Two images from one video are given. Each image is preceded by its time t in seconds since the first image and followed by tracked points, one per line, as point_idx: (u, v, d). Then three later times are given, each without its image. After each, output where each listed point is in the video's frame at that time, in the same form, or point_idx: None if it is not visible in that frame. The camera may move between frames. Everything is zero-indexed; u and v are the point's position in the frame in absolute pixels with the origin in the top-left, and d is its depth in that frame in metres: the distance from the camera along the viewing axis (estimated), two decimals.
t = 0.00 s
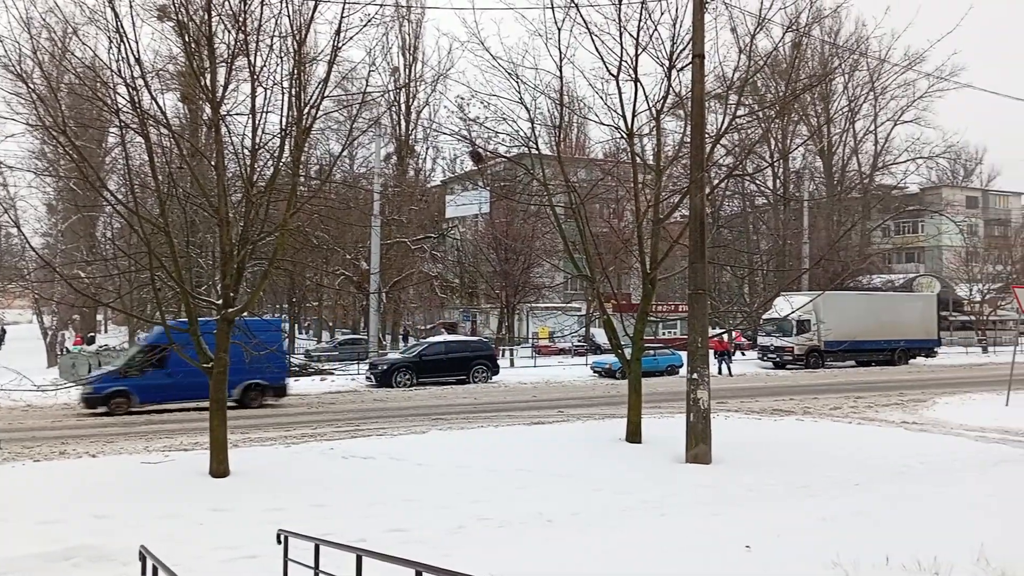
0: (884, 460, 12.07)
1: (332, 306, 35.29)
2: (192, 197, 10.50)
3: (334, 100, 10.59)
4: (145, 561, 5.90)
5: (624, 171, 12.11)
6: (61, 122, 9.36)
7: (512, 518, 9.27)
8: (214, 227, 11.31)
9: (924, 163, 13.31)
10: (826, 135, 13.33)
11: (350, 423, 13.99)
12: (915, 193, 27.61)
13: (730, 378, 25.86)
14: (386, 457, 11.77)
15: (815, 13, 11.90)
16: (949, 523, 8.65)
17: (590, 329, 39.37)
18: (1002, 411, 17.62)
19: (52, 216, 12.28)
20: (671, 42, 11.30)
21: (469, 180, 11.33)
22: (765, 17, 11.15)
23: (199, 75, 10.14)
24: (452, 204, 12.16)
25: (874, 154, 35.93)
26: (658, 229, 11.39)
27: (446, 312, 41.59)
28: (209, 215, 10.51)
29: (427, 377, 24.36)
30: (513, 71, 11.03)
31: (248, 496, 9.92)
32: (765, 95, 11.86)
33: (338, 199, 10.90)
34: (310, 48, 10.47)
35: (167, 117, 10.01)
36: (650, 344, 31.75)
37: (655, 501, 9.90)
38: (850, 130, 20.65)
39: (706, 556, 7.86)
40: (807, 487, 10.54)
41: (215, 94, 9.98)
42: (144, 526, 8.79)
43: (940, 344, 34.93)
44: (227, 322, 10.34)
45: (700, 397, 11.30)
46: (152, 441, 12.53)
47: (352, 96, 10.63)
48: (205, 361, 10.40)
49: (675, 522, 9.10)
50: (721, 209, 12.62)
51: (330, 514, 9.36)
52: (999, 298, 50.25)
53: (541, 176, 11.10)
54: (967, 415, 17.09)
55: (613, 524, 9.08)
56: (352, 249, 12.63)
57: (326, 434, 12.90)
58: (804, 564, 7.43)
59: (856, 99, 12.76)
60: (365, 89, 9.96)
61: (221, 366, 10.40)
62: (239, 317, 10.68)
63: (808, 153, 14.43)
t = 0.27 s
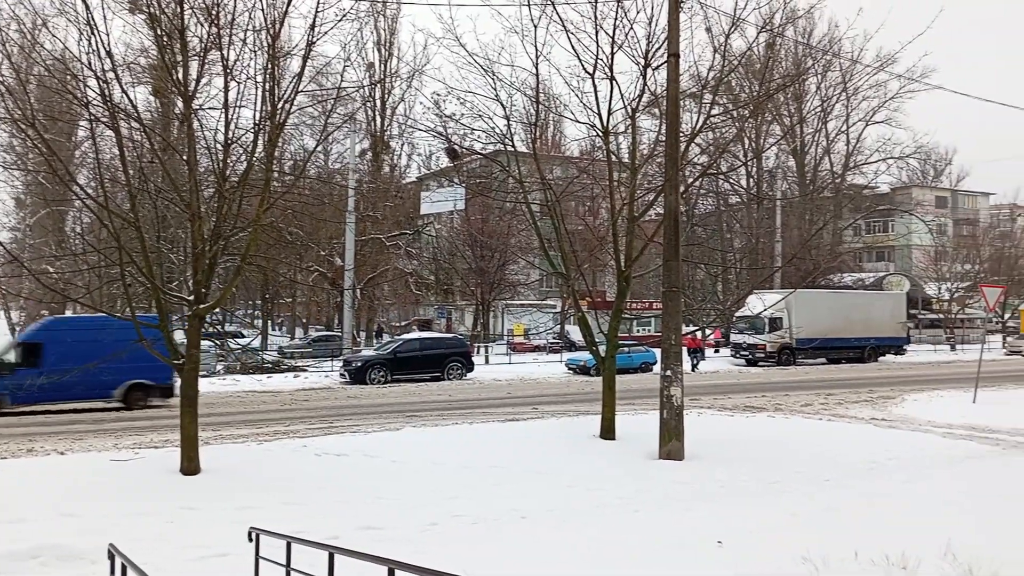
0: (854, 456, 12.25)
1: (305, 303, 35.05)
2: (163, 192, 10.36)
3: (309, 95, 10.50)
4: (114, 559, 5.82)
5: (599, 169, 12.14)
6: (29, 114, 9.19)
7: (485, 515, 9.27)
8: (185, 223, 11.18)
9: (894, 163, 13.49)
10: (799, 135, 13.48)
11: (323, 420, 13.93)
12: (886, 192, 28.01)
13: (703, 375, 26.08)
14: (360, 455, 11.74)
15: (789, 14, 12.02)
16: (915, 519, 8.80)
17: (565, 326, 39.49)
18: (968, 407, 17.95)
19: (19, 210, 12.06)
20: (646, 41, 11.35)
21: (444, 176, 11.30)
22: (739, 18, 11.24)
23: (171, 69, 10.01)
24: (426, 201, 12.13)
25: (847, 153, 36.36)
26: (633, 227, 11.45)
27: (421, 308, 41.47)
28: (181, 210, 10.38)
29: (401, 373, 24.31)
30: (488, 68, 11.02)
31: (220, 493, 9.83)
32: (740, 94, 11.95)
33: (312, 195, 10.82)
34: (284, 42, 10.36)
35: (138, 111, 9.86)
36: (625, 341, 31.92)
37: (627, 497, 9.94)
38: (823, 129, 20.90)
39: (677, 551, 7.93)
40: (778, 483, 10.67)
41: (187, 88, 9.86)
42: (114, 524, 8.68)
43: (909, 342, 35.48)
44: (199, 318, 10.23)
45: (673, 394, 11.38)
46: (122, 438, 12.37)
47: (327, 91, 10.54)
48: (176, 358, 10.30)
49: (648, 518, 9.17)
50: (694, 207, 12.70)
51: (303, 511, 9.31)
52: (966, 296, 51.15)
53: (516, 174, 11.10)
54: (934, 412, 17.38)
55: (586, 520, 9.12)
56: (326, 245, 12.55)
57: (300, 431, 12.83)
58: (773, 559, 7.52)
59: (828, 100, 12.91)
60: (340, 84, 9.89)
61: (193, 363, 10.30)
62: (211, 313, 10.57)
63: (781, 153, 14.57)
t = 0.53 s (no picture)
0: (820, 453, 12.42)
1: (274, 300, 34.72)
2: (128, 188, 10.18)
3: (278, 90, 10.37)
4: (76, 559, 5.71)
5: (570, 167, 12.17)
6: None
7: (455, 514, 9.25)
8: (151, 219, 11.00)
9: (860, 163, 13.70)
10: (767, 135, 13.63)
11: (292, 419, 13.81)
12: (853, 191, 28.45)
13: (673, 373, 26.31)
14: (329, 453, 11.66)
15: (758, 14, 12.14)
16: (879, 514, 8.93)
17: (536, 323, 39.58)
18: (931, 404, 18.31)
19: None
20: (617, 40, 11.39)
21: (415, 174, 11.25)
22: (709, 18, 11.34)
23: (137, 62, 9.83)
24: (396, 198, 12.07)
25: (814, 153, 36.87)
26: (603, 226, 11.49)
27: (392, 306, 41.30)
28: (147, 206, 10.20)
29: (370, 372, 24.19)
30: (458, 65, 10.99)
31: (187, 493, 9.70)
32: (709, 94, 12.05)
33: (282, 191, 10.70)
34: (253, 37, 10.22)
35: (103, 105, 9.67)
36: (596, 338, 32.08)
37: (597, 495, 9.98)
38: (791, 129, 21.16)
39: (646, 548, 7.97)
40: (746, 479, 10.78)
41: (153, 82, 9.69)
42: (78, 524, 8.53)
43: (874, 340, 36.09)
44: (165, 316, 10.07)
45: (642, 391, 11.45)
46: (86, 438, 12.15)
47: (296, 87, 10.43)
48: (141, 356, 10.13)
49: (617, 515, 9.22)
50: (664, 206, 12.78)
51: (271, 511, 9.22)
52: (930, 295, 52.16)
53: (487, 172, 11.08)
54: (898, 409, 17.70)
55: (556, 518, 9.13)
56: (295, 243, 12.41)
57: (268, 430, 12.70)
58: (740, 554, 7.60)
59: (796, 100, 13.07)
60: (309, 80, 9.78)
61: (158, 361, 10.14)
62: (177, 311, 10.41)
63: (749, 152, 14.73)
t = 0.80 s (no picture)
0: (789, 452, 12.57)
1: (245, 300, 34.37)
2: (95, 186, 10.00)
3: (249, 88, 10.25)
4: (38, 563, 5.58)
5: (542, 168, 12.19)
6: None
7: (427, 515, 9.20)
8: (118, 217, 10.81)
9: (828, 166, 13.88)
10: (738, 138, 13.77)
11: (262, 420, 13.67)
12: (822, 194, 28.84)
13: (645, 373, 26.46)
14: (300, 455, 11.57)
15: (729, 18, 12.26)
16: (847, 513, 9.05)
17: (509, 324, 39.62)
18: (897, 404, 18.63)
19: None
20: (590, 42, 11.44)
21: (387, 173, 11.19)
22: (681, 21, 11.43)
23: (105, 59, 9.65)
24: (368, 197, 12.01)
25: (784, 156, 37.32)
26: (576, 226, 11.52)
27: (364, 306, 41.08)
28: (114, 204, 10.03)
29: (342, 372, 24.04)
30: (431, 65, 10.97)
31: (154, 495, 9.56)
32: (681, 96, 12.13)
33: (253, 190, 10.58)
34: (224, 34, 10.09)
35: (69, 101, 9.48)
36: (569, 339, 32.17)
37: (569, 495, 10.00)
38: (761, 132, 21.38)
39: (618, 548, 7.99)
40: (717, 479, 10.87)
41: (121, 78, 9.52)
42: (41, 527, 8.36)
43: (843, 340, 36.63)
44: (132, 316, 9.92)
45: (615, 391, 11.51)
46: (50, 439, 11.93)
47: (268, 85, 10.32)
48: (108, 357, 9.98)
49: (589, 516, 9.24)
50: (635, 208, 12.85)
51: (241, 513, 9.12)
52: (898, 297, 53.04)
53: (460, 172, 11.07)
54: (865, 409, 17.97)
55: (528, 519, 9.13)
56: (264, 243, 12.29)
57: (238, 432, 12.56)
58: (709, 554, 7.67)
59: (767, 103, 13.21)
60: (281, 78, 9.68)
61: (125, 362, 10.00)
62: (145, 311, 10.25)
63: (720, 154, 14.86)
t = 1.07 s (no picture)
0: (763, 453, 12.69)
1: (218, 301, 34.00)
2: (66, 185, 9.82)
3: (224, 86, 10.14)
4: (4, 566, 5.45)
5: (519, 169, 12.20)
6: None
7: (402, 516, 9.16)
8: (89, 216, 10.64)
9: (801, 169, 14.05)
10: (713, 141, 13.89)
11: (236, 422, 13.53)
12: (795, 197, 29.17)
13: (620, 374, 26.59)
14: (275, 457, 11.46)
15: (704, 22, 12.37)
16: (820, 512, 9.15)
17: (486, 325, 39.61)
18: (869, 404, 18.90)
19: None
20: (567, 44, 11.48)
21: (363, 174, 11.13)
22: (656, 24, 11.51)
23: (76, 56, 9.50)
24: (344, 198, 11.95)
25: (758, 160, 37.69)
26: (553, 228, 11.55)
27: (339, 307, 40.82)
28: (85, 204, 9.86)
29: (317, 374, 23.87)
30: (408, 65, 10.94)
31: (126, 498, 9.42)
32: (657, 99, 12.20)
33: (227, 190, 10.46)
34: (198, 32, 9.97)
35: (39, 98, 9.32)
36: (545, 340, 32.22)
37: (546, 497, 10.00)
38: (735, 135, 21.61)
39: (594, 549, 8.02)
40: (692, 480, 10.94)
41: (92, 76, 9.37)
42: (8, 531, 8.19)
43: (815, 342, 37.08)
44: (103, 317, 9.76)
45: (591, 392, 11.56)
46: (18, 442, 11.71)
47: (242, 84, 10.22)
48: (79, 358, 9.82)
49: (566, 516, 9.26)
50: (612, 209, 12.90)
51: (214, 516, 9.02)
52: (869, 299, 53.81)
53: (437, 173, 11.05)
54: (837, 409, 18.21)
55: (505, 520, 9.12)
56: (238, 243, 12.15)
57: (211, 434, 12.41)
58: (683, 553, 7.72)
59: (741, 107, 13.34)
60: (256, 77, 9.59)
61: (96, 363, 9.85)
62: (116, 311, 10.10)
63: (695, 157, 14.98)
